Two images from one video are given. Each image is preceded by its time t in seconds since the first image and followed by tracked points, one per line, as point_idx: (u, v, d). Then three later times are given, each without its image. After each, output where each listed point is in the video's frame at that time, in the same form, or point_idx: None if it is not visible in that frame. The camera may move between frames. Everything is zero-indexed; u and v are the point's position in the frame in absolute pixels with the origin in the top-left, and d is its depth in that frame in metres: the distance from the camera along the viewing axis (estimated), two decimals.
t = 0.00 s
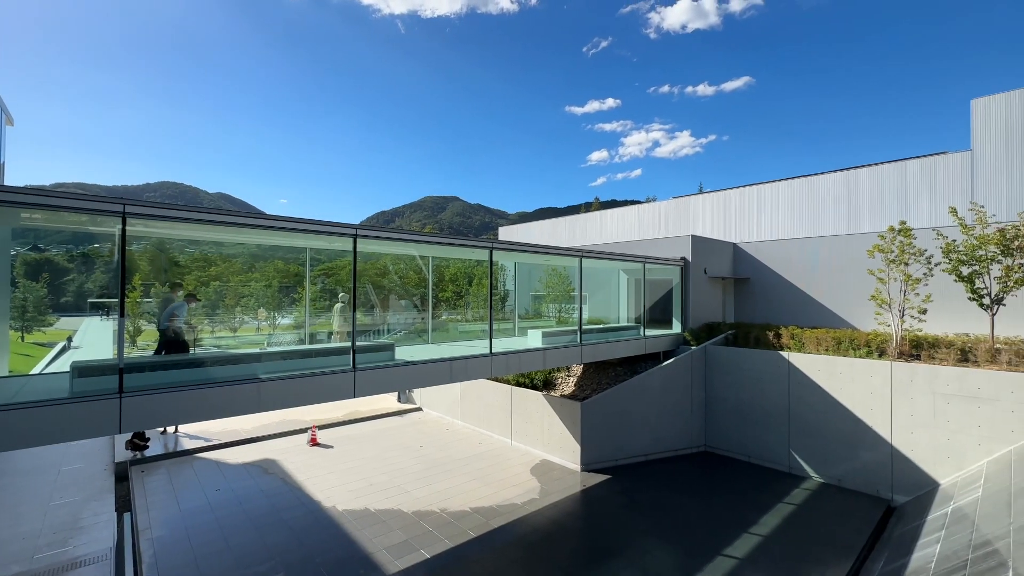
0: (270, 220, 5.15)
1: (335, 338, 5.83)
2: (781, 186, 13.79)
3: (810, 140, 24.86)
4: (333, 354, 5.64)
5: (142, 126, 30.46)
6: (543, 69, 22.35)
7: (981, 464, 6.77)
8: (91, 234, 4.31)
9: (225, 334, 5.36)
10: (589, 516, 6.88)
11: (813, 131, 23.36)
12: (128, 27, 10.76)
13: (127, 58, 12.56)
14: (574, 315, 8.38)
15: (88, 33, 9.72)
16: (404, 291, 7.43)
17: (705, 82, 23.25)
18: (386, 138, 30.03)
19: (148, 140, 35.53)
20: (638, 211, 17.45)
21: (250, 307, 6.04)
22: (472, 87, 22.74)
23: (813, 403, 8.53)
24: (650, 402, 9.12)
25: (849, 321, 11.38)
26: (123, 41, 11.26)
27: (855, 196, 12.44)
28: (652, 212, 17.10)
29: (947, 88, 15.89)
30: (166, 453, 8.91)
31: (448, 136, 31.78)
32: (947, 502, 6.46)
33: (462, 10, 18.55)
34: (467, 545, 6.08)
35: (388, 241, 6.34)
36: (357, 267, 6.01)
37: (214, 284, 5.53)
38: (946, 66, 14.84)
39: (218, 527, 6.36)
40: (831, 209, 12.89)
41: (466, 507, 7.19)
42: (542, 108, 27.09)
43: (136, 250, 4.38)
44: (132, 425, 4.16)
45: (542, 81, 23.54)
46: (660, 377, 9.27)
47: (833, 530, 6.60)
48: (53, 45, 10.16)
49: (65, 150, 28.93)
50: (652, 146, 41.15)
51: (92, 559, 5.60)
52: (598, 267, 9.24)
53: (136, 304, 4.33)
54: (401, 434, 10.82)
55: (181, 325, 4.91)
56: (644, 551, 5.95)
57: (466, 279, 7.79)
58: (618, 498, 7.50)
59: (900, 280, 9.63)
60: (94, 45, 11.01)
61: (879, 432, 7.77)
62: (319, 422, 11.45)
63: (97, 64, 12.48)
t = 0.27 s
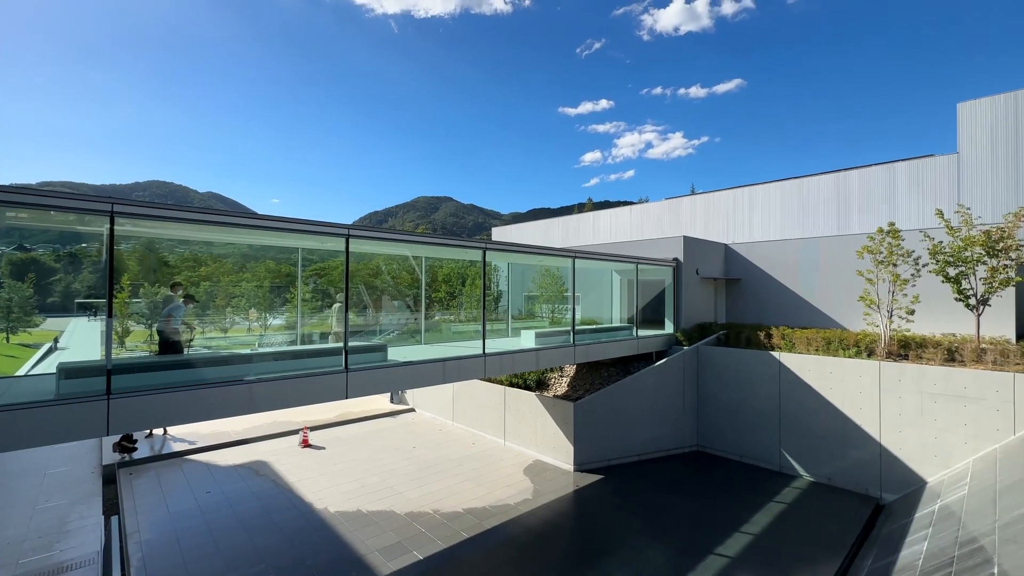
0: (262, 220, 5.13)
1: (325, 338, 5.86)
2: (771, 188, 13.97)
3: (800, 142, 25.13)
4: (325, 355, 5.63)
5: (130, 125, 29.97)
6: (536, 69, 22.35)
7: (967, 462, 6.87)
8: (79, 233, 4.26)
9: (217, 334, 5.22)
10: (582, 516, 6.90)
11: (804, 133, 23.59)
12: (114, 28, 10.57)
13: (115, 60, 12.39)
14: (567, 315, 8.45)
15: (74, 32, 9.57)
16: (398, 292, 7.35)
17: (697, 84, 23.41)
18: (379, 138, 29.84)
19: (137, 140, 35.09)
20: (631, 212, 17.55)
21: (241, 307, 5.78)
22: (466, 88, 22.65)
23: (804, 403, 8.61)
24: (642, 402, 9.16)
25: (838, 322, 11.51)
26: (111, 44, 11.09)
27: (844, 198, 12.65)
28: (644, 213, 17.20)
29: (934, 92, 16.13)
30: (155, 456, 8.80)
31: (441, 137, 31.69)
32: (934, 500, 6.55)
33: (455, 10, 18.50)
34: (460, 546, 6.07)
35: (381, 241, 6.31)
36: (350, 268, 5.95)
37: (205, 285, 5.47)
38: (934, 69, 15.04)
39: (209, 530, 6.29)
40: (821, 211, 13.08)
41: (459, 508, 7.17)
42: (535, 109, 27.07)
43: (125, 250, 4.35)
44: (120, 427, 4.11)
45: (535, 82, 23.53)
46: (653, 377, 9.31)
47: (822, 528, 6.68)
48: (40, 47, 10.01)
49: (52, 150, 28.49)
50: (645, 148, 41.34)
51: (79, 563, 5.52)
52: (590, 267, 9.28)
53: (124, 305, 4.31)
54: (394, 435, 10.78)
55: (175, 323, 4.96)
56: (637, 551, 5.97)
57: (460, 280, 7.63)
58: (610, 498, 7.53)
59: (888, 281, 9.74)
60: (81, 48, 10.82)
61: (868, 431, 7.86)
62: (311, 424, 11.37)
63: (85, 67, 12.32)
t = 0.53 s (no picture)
0: (254, 219, 5.09)
1: (318, 338, 5.71)
2: (762, 189, 14.10)
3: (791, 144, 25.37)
4: (317, 356, 5.56)
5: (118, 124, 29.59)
6: (530, 70, 22.37)
7: (954, 461, 6.97)
8: (67, 233, 4.19)
9: (206, 335, 5.12)
10: (575, 516, 6.90)
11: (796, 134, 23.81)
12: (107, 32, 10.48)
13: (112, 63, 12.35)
14: (561, 316, 8.45)
15: (61, 30, 9.43)
16: (391, 292, 7.31)
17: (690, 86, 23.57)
18: (372, 139, 29.72)
19: (127, 141, 34.68)
20: (624, 212, 17.63)
21: (232, 307, 5.58)
22: (459, 89, 22.62)
23: (794, 402, 8.68)
24: (635, 402, 9.20)
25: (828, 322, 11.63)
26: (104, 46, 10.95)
27: (834, 200, 12.81)
28: (637, 214, 17.28)
29: (922, 95, 16.35)
30: (144, 458, 8.70)
31: (435, 137, 31.64)
32: (922, 498, 6.63)
33: (449, 10, 18.44)
34: (454, 546, 6.05)
35: (374, 241, 6.29)
36: (343, 268, 5.97)
37: (195, 285, 5.34)
38: (922, 73, 15.26)
39: (199, 533, 6.23)
40: (812, 212, 13.21)
41: (453, 509, 7.16)
42: (529, 110, 27.09)
43: (113, 249, 4.30)
44: (108, 429, 4.07)
45: (529, 83, 23.56)
46: (646, 377, 9.35)
47: (813, 526, 6.74)
48: (26, 46, 9.85)
49: (39, 151, 28.07)
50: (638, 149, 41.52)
51: (66, 567, 5.44)
52: (584, 267, 9.31)
53: (113, 305, 4.26)
54: (387, 436, 10.73)
55: (169, 322, 4.90)
56: (630, 551, 5.99)
57: (453, 281, 7.71)
58: (604, 498, 7.54)
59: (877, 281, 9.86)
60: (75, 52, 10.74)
61: (858, 430, 7.94)
62: (302, 425, 11.29)
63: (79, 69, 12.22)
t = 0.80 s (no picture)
0: (246, 218, 5.06)
1: (313, 339, 5.66)
2: (754, 191, 14.22)
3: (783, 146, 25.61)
4: (309, 356, 5.56)
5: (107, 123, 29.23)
6: (524, 71, 22.41)
7: (942, 459, 7.06)
8: (53, 231, 4.07)
9: (197, 336, 5.04)
10: (569, 516, 6.91)
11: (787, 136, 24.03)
12: (101, 39, 10.41)
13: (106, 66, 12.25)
14: (554, 316, 8.51)
15: (48, 33, 9.32)
16: (384, 292, 7.09)
17: (683, 87, 23.71)
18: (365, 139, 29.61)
19: (117, 142, 34.29)
20: (617, 213, 17.72)
21: (224, 308, 5.50)
22: (453, 90, 22.59)
23: (785, 402, 8.76)
24: (628, 402, 9.22)
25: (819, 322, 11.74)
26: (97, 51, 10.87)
27: (824, 201, 12.96)
28: (631, 214, 17.37)
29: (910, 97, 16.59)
30: (133, 460, 8.60)
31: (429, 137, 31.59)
32: (911, 495, 6.72)
33: (443, 10, 18.42)
34: (447, 548, 6.04)
35: (367, 241, 6.26)
36: (335, 269, 5.91)
37: (186, 286, 5.20)
38: (910, 76, 15.47)
39: (189, 536, 6.16)
40: (803, 213, 13.35)
41: (446, 510, 7.14)
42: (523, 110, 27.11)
43: (103, 249, 4.24)
44: (96, 431, 4.02)
45: (523, 83, 23.57)
46: (639, 377, 9.38)
47: (803, 525, 6.80)
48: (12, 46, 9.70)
49: (27, 151, 27.66)
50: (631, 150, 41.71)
51: (52, 572, 5.35)
52: (577, 268, 9.35)
53: (101, 306, 4.20)
54: (380, 437, 10.68)
55: (165, 322, 4.82)
56: (623, 550, 6.00)
57: (446, 281, 7.49)
58: (597, 498, 7.56)
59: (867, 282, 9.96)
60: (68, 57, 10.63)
61: (848, 429, 8.02)
62: (294, 426, 11.21)
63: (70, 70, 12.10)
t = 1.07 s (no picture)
0: (237, 218, 5.01)
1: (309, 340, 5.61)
2: (745, 192, 14.36)
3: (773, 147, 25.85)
4: (301, 356, 5.53)
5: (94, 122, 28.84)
6: (517, 71, 22.46)
7: (929, 457, 7.16)
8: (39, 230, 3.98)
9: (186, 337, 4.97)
10: (561, 517, 6.92)
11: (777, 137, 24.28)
12: (91, 40, 10.30)
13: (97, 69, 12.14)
14: (547, 316, 8.52)
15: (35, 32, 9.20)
16: (377, 293, 7.04)
17: (676, 89, 23.88)
18: (358, 139, 29.51)
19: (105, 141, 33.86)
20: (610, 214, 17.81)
21: (214, 308, 5.32)
22: (447, 92, 22.58)
23: (776, 401, 8.84)
24: (621, 401, 9.26)
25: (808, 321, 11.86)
26: (88, 51, 10.78)
27: (814, 202, 13.12)
28: (624, 215, 17.46)
29: (899, 100, 16.82)
30: (122, 463, 8.49)
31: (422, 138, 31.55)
32: (899, 493, 6.81)
33: (436, 10, 18.39)
34: (440, 549, 6.02)
35: (359, 241, 6.25)
36: (327, 268, 5.87)
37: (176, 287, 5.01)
38: (898, 79, 15.68)
39: (179, 538, 6.10)
40: (794, 214, 13.48)
41: (439, 510, 7.11)
42: (517, 111, 27.14)
43: (91, 249, 4.18)
44: (83, 433, 3.96)
45: (516, 84, 23.60)
46: (632, 377, 9.42)
47: (794, 523, 6.86)
48: None
49: (15, 152, 27.30)
50: (624, 151, 41.93)
51: None
52: (570, 268, 9.37)
53: (89, 307, 4.14)
54: (372, 438, 10.63)
55: (151, 324, 4.73)
56: (616, 550, 6.02)
57: (440, 280, 7.59)
58: (590, 498, 7.58)
59: (856, 282, 10.08)
60: (55, 56, 10.51)
61: (838, 428, 8.11)
62: (286, 428, 11.13)
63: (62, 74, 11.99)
